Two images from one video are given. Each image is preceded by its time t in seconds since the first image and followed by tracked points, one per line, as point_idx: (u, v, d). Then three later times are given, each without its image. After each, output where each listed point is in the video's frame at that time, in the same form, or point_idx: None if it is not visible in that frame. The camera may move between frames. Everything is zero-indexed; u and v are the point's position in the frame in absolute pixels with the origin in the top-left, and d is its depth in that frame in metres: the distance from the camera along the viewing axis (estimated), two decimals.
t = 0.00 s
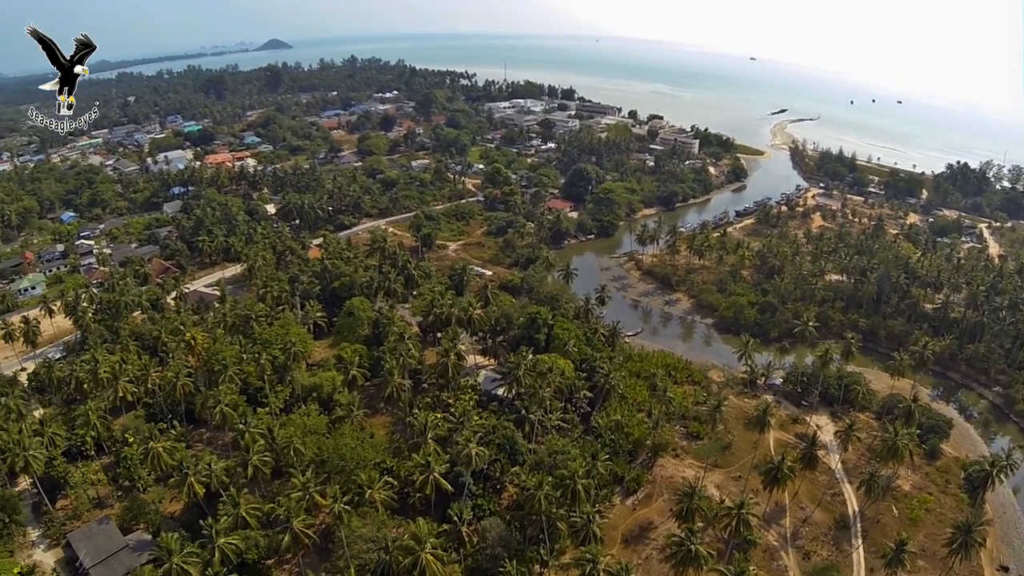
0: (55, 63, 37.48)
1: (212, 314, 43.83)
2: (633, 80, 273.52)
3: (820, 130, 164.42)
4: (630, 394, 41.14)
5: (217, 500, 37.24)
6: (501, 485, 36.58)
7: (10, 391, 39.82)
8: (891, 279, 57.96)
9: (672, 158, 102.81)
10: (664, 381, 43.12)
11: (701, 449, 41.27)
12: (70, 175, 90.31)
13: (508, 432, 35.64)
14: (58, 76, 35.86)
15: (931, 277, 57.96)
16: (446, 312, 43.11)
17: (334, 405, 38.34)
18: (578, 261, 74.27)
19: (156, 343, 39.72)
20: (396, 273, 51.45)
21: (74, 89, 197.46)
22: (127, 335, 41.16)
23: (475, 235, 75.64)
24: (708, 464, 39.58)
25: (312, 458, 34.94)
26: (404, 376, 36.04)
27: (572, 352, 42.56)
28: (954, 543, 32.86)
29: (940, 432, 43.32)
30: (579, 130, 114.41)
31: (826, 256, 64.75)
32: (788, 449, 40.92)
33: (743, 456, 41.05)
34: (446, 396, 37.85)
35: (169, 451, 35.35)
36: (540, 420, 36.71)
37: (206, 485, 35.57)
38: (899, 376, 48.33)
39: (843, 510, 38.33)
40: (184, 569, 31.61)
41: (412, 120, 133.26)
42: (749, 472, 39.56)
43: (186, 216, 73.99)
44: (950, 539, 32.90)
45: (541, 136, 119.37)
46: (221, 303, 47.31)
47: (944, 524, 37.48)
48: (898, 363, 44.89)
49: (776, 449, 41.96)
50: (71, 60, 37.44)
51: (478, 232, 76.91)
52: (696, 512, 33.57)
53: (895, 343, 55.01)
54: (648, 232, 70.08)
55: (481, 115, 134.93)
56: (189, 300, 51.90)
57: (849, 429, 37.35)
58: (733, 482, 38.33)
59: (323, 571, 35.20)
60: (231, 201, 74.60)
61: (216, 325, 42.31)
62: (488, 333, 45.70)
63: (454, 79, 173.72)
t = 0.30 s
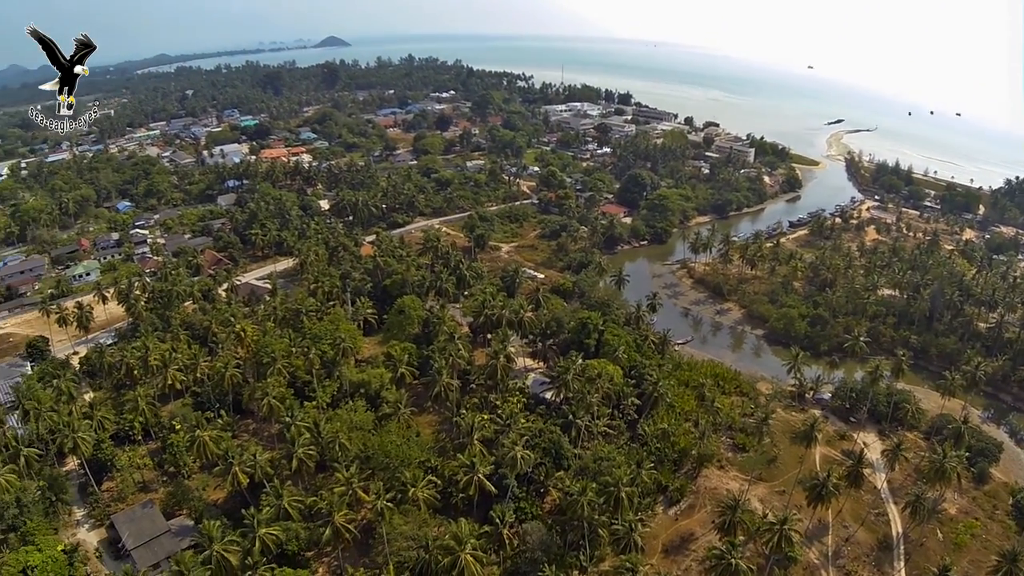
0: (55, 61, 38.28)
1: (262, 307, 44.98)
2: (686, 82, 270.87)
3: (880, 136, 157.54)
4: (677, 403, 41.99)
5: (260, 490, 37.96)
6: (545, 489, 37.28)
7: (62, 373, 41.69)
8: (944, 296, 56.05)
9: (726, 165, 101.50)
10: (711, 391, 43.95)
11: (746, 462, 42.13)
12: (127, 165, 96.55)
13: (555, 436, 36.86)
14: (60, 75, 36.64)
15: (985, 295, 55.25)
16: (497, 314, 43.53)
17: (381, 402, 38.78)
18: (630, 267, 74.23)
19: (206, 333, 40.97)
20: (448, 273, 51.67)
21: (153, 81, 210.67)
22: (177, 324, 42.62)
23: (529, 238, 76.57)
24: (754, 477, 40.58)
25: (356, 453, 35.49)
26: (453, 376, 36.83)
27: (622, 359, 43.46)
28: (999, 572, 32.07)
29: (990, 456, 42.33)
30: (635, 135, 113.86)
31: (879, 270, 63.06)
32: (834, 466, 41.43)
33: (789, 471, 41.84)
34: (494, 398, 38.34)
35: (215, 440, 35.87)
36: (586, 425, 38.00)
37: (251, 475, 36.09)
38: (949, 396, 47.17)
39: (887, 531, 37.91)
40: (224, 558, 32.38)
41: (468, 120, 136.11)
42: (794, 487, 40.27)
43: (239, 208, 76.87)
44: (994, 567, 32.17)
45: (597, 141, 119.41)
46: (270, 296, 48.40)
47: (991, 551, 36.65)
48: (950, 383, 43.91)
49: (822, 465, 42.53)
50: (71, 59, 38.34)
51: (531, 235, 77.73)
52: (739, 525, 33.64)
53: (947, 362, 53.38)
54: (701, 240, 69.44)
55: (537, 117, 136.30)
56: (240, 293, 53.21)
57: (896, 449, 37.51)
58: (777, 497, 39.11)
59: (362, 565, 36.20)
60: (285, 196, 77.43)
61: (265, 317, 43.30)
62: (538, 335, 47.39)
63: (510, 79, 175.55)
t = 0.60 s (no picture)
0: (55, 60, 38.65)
1: (310, 301, 46.77)
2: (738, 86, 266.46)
3: (935, 146, 151.99)
4: (722, 413, 43.66)
5: (300, 484, 38.44)
6: (588, 494, 38.49)
7: (110, 361, 43.37)
8: (997, 314, 54.19)
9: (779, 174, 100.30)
10: (755, 403, 45.44)
11: (788, 475, 43.18)
12: (181, 158, 101.95)
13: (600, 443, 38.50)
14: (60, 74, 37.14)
15: None
16: (545, 317, 44.01)
17: (426, 401, 39.61)
18: (680, 274, 74.24)
19: (255, 326, 42.35)
20: (499, 274, 51.95)
21: (219, 75, 220.91)
22: (225, 316, 44.10)
23: (579, 241, 77.42)
24: (795, 491, 41.51)
25: (399, 451, 36.53)
26: (500, 377, 37.99)
27: (668, 367, 45.59)
28: None
29: None
30: (688, 142, 113.05)
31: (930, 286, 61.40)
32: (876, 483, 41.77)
33: (830, 486, 42.63)
34: (539, 402, 40.42)
35: (258, 432, 36.23)
36: (631, 432, 39.68)
37: (293, 468, 36.38)
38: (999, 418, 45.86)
39: (927, 553, 37.27)
40: (262, 549, 33.17)
41: (521, 122, 138.79)
42: (835, 503, 40.91)
43: (288, 203, 81.28)
44: None
45: (649, 146, 119.33)
46: (320, 291, 50.36)
47: None
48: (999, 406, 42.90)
49: (865, 482, 43.02)
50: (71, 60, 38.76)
51: (581, 239, 78.42)
52: (778, 540, 33.23)
53: (997, 383, 51.70)
54: (752, 249, 69.01)
55: (591, 120, 137.21)
56: (289, 286, 55.34)
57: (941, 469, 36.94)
58: (817, 512, 39.92)
59: (397, 563, 36.72)
60: (337, 194, 80.39)
61: (315, 312, 45.58)
62: (586, 341, 49.45)
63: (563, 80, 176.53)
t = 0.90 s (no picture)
0: (57, 61, 38.85)
1: (362, 299, 48.85)
2: (794, 93, 259.99)
3: (995, 160, 146.33)
4: (768, 426, 42.90)
5: (342, 479, 38.92)
6: (631, 502, 38.61)
7: (161, 349, 45.25)
8: None
9: (834, 185, 98.49)
10: (804, 418, 44.71)
11: (832, 493, 42.63)
12: (238, 152, 109.47)
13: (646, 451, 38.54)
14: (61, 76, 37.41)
15: None
16: (597, 323, 46.14)
17: (474, 402, 40.72)
18: (733, 283, 74.18)
19: (306, 321, 44.75)
20: (551, 278, 54.84)
21: (290, 72, 232.52)
22: (277, 309, 46.75)
23: (633, 248, 78.16)
24: (839, 509, 40.97)
25: (445, 451, 37.18)
26: (548, 382, 40.23)
27: (717, 377, 45.69)
28: None
29: None
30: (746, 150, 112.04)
31: (986, 305, 59.42)
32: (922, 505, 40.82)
33: (875, 506, 41.88)
34: (587, 407, 40.74)
35: (304, 426, 36.61)
36: (678, 442, 39.79)
37: (337, 463, 36.53)
38: None
39: None
40: (303, 541, 33.46)
41: (579, 126, 141.26)
42: (879, 524, 40.11)
43: (343, 200, 85.32)
44: None
45: (706, 153, 118.64)
46: (371, 288, 52.13)
47: None
48: None
49: (910, 504, 42.08)
50: (73, 60, 39.00)
51: (636, 245, 79.17)
52: (819, 559, 32.63)
53: None
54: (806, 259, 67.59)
55: (648, 126, 138.56)
56: (341, 282, 59.32)
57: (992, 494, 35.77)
58: (860, 532, 39.26)
59: (436, 562, 36.71)
60: (393, 191, 83.46)
61: (366, 310, 47.79)
62: (637, 347, 50.22)
63: (622, 85, 178.24)
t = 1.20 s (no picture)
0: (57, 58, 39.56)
1: (413, 298, 49.59)
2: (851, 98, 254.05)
3: None
4: (815, 441, 43.25)
5: (385, 477, 39.26)
6: (672, 512, 38.46)
7: (211, 340, 46.39)
8: None
9: (888, 198, 96.10)
10: (851, 435, 44.37)
11: (875, 512, 41.94)
12: (292, 147, 113.05)
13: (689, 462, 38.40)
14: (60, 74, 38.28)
15: None
16: (647, 330, 46.27)
17: (520, 405, 40.93)
18: (784, 295, 73.37)
19: (356, 318, 45.44)
20: (603, 284, 54.60)
21: (349, 70, 238.11)
22: (328, 306, 48.12)
23: (685, 256, 77.84)
24: (881, 530, 40.19)
25: (489, 454, 37.57)
26: (595, 389, 40.46)
27: (765, 391, 45.10)
28: None
29: None
30: (800, 160, 110.38)
31: None
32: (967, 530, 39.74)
33: (918, 528, 41.00)
34: (634, 415, 41.23)
35: (350, 423, 37.20)
36: (722, 454, 39.71)
37: (381, 460, 37.18)
38: None
39: None
40: (342, 537, 33.70)
41: (634, 131, 141.30)
42: (921, 547, 39.25)
43: (394, 199, 86.58)
44: None
45: (761, 162, 117.05)
46: (423, 288, 52.70)
47: None
48: None
49: (956, 528, 41.06)
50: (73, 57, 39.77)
51: (688, 253, 78.89)
52: None
53: None
54: (859, 274, 67.25)
55: (702, 133, 138.28)
56: (393, 280, 60.74)
57: None
58: (902, 555, 38.41)
59: (474, 564, 37.12)
60: (448, 193, 85.05)
61: (418, 309, 48.47)
62: (686, 356, 50.35)
63: (677, 91, 177.58)
